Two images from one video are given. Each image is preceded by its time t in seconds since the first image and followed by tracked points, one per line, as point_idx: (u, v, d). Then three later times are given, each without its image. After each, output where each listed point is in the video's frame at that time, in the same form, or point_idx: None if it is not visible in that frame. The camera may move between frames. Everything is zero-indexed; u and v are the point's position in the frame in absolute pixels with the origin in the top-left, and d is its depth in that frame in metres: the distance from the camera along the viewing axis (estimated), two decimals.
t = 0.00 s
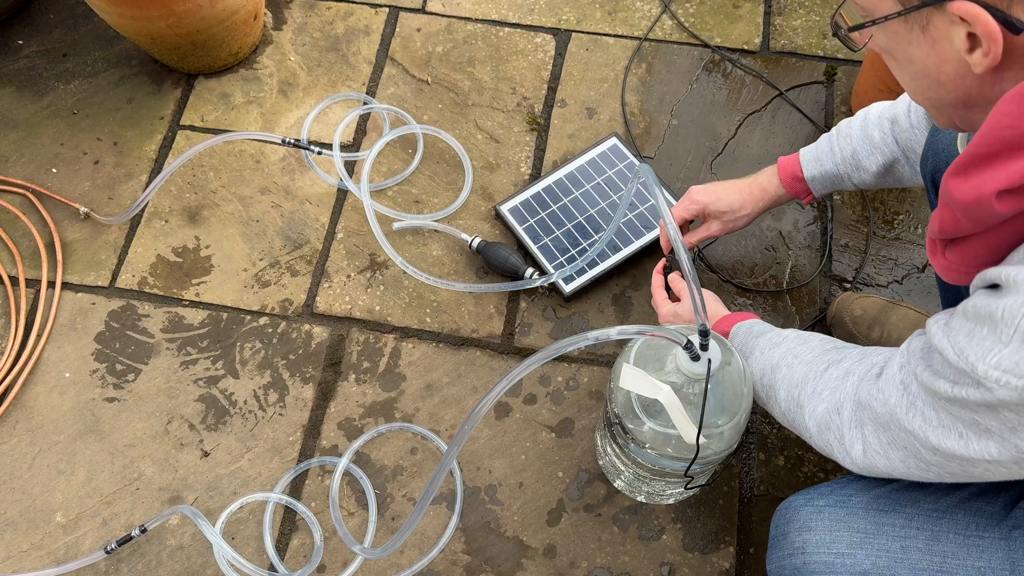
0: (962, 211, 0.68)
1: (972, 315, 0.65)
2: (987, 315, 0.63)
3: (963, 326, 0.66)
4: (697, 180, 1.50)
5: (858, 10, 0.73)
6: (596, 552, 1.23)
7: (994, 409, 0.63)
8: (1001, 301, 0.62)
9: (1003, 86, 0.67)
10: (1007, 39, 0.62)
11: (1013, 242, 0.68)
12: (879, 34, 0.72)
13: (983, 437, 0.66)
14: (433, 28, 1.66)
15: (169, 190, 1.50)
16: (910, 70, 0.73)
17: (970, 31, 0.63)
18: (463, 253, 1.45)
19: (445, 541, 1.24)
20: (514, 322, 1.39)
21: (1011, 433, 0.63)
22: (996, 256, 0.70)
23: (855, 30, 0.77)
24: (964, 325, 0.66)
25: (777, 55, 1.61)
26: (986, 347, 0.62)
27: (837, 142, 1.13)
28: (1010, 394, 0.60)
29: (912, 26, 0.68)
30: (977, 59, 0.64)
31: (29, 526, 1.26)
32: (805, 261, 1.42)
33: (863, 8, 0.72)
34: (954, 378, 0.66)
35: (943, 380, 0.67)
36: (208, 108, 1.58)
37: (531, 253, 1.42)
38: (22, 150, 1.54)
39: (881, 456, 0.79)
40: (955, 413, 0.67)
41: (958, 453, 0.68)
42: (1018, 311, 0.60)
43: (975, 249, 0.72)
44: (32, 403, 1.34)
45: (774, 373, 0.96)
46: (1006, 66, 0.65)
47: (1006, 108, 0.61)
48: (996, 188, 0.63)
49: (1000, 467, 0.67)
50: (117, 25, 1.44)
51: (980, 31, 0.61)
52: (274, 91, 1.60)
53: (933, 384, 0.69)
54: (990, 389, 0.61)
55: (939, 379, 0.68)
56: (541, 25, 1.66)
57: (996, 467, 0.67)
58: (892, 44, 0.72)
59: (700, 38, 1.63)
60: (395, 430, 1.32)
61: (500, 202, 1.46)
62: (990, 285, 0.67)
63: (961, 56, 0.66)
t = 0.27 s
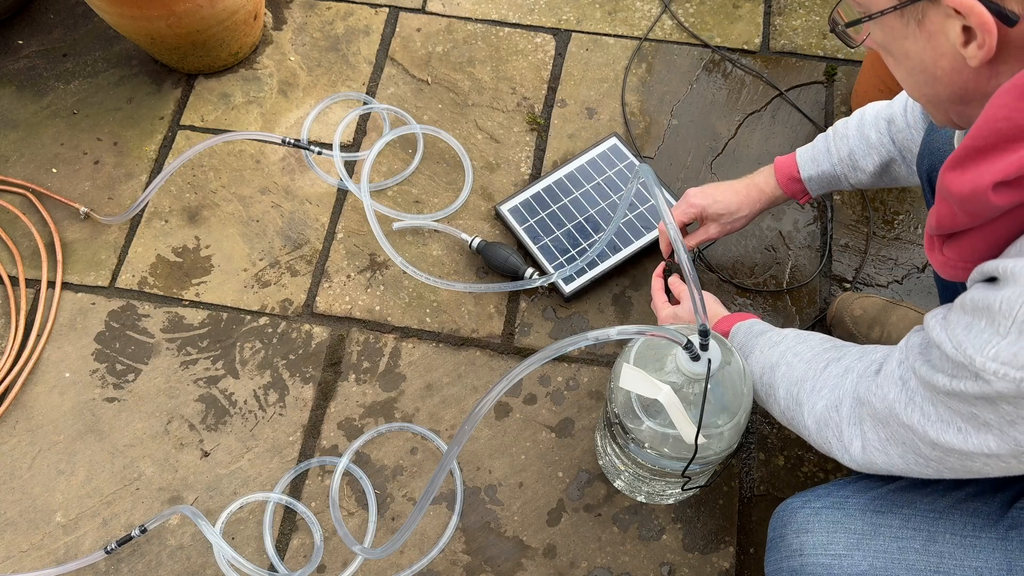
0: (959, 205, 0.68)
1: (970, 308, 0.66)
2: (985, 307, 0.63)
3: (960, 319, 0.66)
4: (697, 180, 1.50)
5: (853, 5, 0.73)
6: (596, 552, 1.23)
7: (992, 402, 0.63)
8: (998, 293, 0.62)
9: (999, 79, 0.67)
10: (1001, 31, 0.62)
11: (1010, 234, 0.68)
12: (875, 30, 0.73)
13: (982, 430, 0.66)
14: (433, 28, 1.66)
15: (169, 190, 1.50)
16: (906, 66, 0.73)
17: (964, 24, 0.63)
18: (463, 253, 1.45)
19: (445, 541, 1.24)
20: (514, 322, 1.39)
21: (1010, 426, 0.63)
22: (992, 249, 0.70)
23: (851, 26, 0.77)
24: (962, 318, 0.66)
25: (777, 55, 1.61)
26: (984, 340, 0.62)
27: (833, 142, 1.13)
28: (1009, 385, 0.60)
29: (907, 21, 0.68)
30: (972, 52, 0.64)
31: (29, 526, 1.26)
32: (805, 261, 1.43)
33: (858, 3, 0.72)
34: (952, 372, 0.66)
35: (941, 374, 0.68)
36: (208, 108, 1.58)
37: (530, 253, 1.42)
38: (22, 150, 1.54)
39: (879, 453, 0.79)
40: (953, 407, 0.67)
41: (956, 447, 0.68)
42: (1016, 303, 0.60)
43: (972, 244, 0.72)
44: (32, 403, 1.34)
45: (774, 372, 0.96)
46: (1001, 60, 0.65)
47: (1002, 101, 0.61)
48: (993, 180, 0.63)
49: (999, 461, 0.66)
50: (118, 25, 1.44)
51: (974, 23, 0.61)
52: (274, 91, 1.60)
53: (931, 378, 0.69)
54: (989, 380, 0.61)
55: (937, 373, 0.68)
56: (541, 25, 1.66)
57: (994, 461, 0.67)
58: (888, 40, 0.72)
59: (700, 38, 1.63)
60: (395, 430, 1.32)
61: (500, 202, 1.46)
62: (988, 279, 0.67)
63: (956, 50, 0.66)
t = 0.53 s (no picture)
0: (954, 203, 0.68)
1: (967, 307, 0.66)
2: (982, 306, 0.63)
3: (959, 318, 0.66)
4: (697, 180, 1.50)
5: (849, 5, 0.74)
6: (596, 552, 1.23)
7: (989, 401, 0.63)
8: (995, 291, 0.62)
9: (995, 78, 0.67)
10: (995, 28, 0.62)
11: (1007, 232, 0.68)
12: (872, 29, 0.73)
13: (979, 429, 0.65)
14: (433, 28, 1.66)
15: (169, 190, 1.50)
16: (903, 65, 0.73)
17: (959, 22, 0.63)
18: (463, 253, 1.45)
19: (445, 541, 1.24)
20: (514, 322, 1.39)
21: (1007, 425, 0.63)
22: (990, 247, 0.70)
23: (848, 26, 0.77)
24: (960, 317, 0.66)
25: (777, 55, 1.61)
26: (981, 338, 0.62)
27: (830, 142, 1.13)
28: (1005, 383, 0.59)
29: (903, 19, 0.68)
30: (967, 50, 0.64)
31: (29, 526, 1.26)
32: (805, 261, 1.42)
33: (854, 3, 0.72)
34: (950, 370, 0.66)
35: (938, 372, 0.68)
36: (208, 108, 1.58)
37: (530, 253, 1.42)
38: (22, 150, 1.54)
39: (878, 452, 0.79)
40: (951, 406, 0.67)
41: (954, 445, 0.68)
42: (1012, 301, 0.60)
43: (970, 242, 0.71)
44: (32, 403, 1.34)
45: (775, 371, 0.96)
46: (996, 58, 0.65)
47: (995, 98, 0.61)
48: (988, 176, 0.63)
49: (997, 461, 0.66)
50: (118, 25, 1.44)
51: (967, 20, 0.61)
52: (274, 91, 1.60)
53: (929, 377, 0.69)
54: (986, 378, 0.61)
55: (935, 372, 0.68)
56: (541, 25, 1.66)
57: (992, 460, 0.67)
58: (885, 39, 0.72)
59: (700, 38, 1.63)
60: (395, 430, 1.32)
61: (500, 202, 1.46)
62: (986, 277, 0.67)
63: (952, 48, 0.66)
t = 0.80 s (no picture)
0: (954, 207, 0.68)
1: (969, 312, 0.65)
2: (984, 311, 0.63)
3: (960, 323, 0.66)
4: (697, 180, 1.50)
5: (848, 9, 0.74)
6: (596, 552, 1.23)
7: (993, 406, 0.63)
8: (997, 296, 0.62)
9: (995, 82, 0.67)
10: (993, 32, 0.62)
11: (1009, 236, 0.68)
12: (871, 34, 0.73)
13: (984, 435, 0.65)
14: (433, 28, 1.66)
15: (169, 190, 1.50)
16: (903, 70, 0.73)
17: (957, 26, 0.63)
18: (463, 253, 1.45)
19: (445, 541, 1.24)
20: (514, 322, 1.39)
21: (1012, 430, 0.63)
22: (991, 251, 0.70)
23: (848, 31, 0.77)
24: (962, 322, 0.66)
25: (777, 55, 1.61)
26: (984, 344, 0.62)
27: (827, 139, 1.13)
28: (1009, 389, 0.60)
29: (902, 23, 0.68)
30: (965, 54, 0.64)
31: (29, 526, 1.26)
32: (805, 261, 1.43)
33: (853, 8, 0.72)
34: (954, 376, 0.66)
35: (942, 378, 0.67)
36: (208, 108, 1.58)
37: (530, 253, 1.42)
38: (22, 150, 1.54)
39: (881, 455, 0.79)
40: (955, 411, 0.67)
41: (957, 450, 0.68)
42: (1015, 307, 0.60)
43: (970, 246, 0.71)
44: (32, 403, 1.34)
45: (782, 368, 0.95)
46: (996, 62, 0.65)
47: (994, 102, 0.61)
48: (988, 181, 0.63)
49: (1001, 466, 0.66)
50: (118, 25, 1.44)
51: (966, 24, 0.61)
52: (274, 91, 1.60)
53: (932, 382, 0.69)
54: (990, 384, 0.61)
55: (939, 378, 0.68)
56: (541, 25, 1.66)
57: (995, 466, 0.67)
58: (884, 44, 0.72)
59: (700, 38, 1.63)
60: (395, 430, 1.32)
61: (500, 202, 1.46)
62: (988, 282, 0.67)
63: (951, 52, 0.66)
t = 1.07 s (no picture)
0: (957, 206, 0.68)
1: (973, 311, 0.65)
2: (987, 311, 0.63)
3: (963, 322, 0.66)
4: (697, 180, 1.50)
5: (851, 11, 0.74)
6: (596, 552, 1.23)
7: (997, 405, 0.63)
8: (1001, 296, 0.62)
9: (1000, 81, 0.67)
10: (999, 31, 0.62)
11: (1011, 236, 0.67)
12: (875, 35, 0.73)
13: (987, 433, 0.65)
14: (433, 28, 1.66)
15: (169, 190, 1.50)
16: (907, 70, 0.73)
17: (962, 25, 0.63)
18: (463, 253, 1.45)
19: (445, 541, 1.24)
20: (514, 322, 1.39)
21: (1016, 429, 0.63)
22: (993, 250, 0.70)
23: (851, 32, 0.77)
24: (966, 321, 0.66)
25: (777, 55, 1.61)
26: (987, 343, 0.62)
27: (825, 136, 1.13)
28: (1012, 388, 0.60)
29: (906, 23, 0.68)
30: (970, 53, 0.64)
31: (28, 526, 1.26)
32: (805, 261, 1.42)
33: (856, 9, 0.72)
34: (957, 375, 0.66)
35: (946, 377, 0.67)
36: (208, 108, 1.58)
37: (530, 253, 1.42)
38: (22, 151, 1.54)
39: (883, 452, 0.78)
40: (958, 409, 0.67)
41: (959, 448, 0.68)
42: (1019, 306, 0.60)
43: (974, 246, 0.71)
44: (32, 403, 1.34)
45: (784, 365, 0.95)
46: (1000, 62, 0.65)
47: (996, 101, 0.61)
48: (989, 180, 0.63)
49: (1003, 464, 0.66)
50: (118, 25, 1.44)
51: (971, 23, 0.61)
52: (274, 91, 1.60)
53: (935, 381, 0.69)
54: (993, 383, 0.61)
55: (942, 376, 0.68)
56: (541, 25, 1.66)
57: (997, 464, 0.67)
58: (888, 44, 0.72)
59: (700, 38, 1.63)
60: (395, 430, 1.32)
61: (500, 202, 1.46)
62: (991, 282, 0.67)
63: (955, 51, 0.66)
